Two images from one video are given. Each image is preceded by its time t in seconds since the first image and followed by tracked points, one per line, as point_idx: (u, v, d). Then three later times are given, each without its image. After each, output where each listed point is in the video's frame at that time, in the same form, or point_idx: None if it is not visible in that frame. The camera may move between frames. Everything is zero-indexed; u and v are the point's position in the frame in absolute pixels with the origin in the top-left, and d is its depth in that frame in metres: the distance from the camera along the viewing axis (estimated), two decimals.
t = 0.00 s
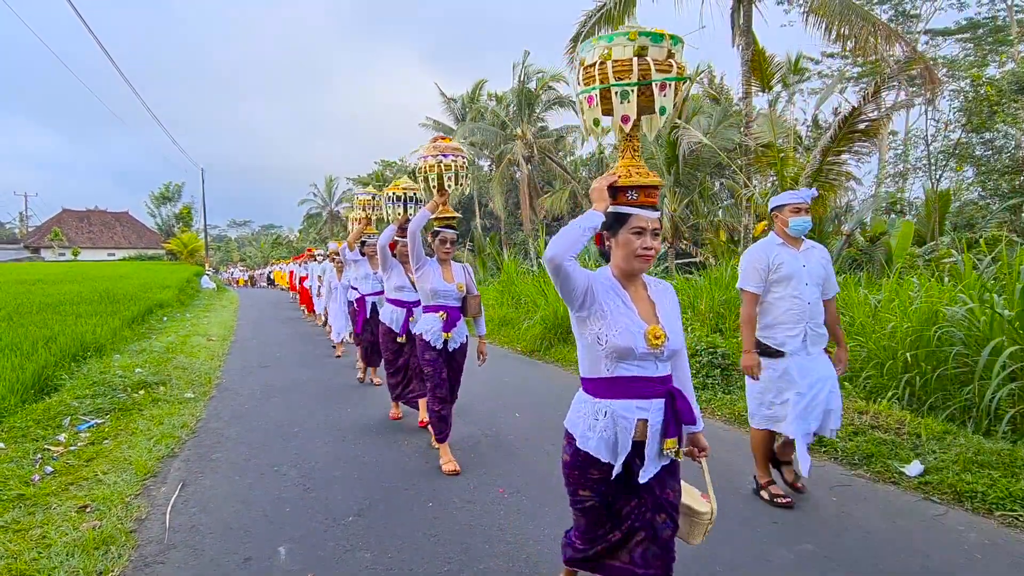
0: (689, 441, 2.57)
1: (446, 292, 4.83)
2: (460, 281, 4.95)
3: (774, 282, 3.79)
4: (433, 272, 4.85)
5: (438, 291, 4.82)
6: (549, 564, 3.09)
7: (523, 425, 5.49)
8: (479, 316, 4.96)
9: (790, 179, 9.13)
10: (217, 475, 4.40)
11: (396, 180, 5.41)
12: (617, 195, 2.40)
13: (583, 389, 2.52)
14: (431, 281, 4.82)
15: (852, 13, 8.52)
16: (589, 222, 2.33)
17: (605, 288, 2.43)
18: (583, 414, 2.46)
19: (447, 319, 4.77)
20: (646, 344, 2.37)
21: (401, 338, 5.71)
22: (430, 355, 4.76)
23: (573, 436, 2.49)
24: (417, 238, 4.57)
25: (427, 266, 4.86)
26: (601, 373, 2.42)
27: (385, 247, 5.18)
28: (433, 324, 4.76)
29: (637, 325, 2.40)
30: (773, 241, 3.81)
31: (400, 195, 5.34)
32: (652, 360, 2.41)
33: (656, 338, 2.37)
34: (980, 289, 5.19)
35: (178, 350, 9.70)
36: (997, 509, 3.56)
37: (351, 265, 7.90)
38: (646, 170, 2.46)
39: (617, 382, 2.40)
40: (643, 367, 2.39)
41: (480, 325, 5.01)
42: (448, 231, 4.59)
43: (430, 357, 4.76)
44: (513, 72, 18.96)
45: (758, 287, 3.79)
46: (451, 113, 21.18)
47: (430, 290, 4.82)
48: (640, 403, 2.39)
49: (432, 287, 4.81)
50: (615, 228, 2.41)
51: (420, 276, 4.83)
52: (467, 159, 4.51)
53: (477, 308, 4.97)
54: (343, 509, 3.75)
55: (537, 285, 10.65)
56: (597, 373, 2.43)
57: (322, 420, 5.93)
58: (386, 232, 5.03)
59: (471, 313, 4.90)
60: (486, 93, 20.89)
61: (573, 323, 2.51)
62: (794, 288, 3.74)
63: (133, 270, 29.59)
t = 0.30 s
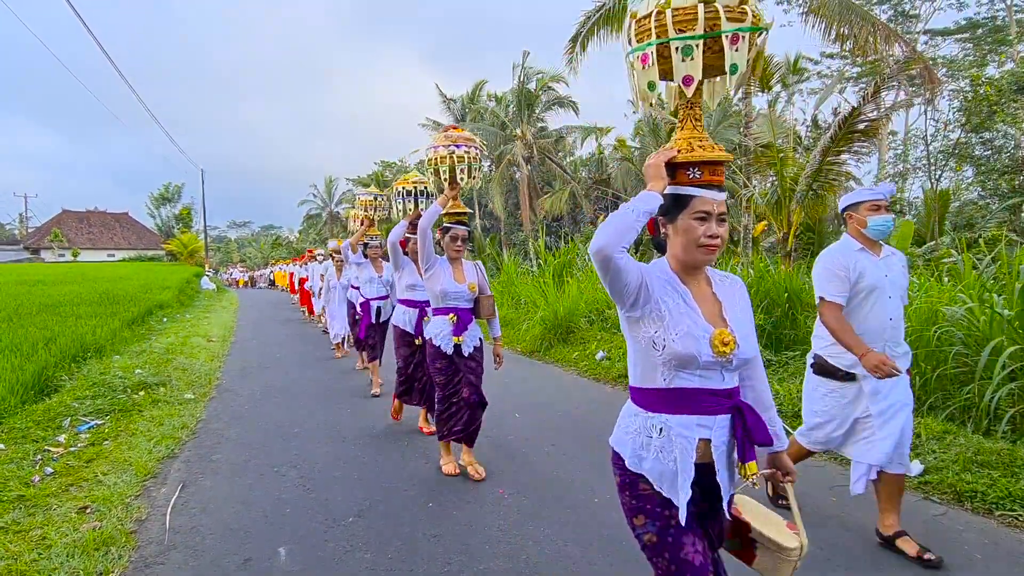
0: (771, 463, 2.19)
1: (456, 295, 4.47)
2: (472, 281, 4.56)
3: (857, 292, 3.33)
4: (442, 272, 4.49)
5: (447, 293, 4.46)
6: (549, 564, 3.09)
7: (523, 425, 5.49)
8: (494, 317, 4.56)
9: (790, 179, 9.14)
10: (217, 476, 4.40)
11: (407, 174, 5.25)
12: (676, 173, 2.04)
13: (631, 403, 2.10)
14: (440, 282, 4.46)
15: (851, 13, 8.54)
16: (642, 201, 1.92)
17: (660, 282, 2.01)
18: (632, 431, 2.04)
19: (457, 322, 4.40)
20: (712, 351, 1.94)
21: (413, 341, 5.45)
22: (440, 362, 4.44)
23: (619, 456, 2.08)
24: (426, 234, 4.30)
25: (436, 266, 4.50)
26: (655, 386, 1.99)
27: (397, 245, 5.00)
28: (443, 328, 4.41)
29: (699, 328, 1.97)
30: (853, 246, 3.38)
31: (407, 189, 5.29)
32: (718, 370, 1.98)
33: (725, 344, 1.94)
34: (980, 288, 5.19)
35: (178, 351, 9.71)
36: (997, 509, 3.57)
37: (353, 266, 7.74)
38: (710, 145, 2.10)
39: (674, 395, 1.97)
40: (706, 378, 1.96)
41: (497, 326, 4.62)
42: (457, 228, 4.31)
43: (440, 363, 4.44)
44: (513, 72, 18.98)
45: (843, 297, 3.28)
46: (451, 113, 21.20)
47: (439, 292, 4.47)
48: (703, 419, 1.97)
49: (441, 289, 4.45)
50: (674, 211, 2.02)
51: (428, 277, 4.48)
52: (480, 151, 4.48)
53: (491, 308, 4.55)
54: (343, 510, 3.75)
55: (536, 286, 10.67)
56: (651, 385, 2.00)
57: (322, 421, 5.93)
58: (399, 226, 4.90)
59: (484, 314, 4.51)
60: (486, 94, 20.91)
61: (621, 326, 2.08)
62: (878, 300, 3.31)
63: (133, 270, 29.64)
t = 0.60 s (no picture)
0: (885, 509, 1.94)
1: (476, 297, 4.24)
2: (493, 282, 4.33)
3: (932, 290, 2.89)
4: (461, 273, 4.26)
5: (467, 295, 4.23)
6: (550, 563, 3.09)
7: (524, 424, 5.48)
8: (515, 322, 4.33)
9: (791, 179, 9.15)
10: (217, 475, 4.40)
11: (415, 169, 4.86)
12: (758, 156, 1.73)
13: (707, 441, 1.78)
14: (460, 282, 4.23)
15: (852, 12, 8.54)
16: (723, 192, 1.60)
17: (742, 293, 1.70)
18: (709, 478, 1.74)
19: (475, 327, 4.16)
20: (813, 376, 1.64)
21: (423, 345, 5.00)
22: (455, 371, 4.21)
23: (692, 508, 1.78)
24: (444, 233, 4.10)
25: (456, 266, 4.28)
26: (742, 421, 1.68)
27: (402, 243, 4.90)
28: (461, 332, 4.17)
29: (796, 349, 1.66)
30: (931, 235, 2.92)
31: (415, 185, 4.87)
32: (820, 402, 1.68)
33: (830, 367, 1.64)
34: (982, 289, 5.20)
35: (178, 350, 9.73)
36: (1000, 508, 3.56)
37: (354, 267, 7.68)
38: (798, 122, 1.78)
39: (770, 436, 1.65)
40: (805, 411, 1.66)
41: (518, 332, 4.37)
42: (479, 224, 4.14)
43: (455, 373, 4.21)
44: (513, 71, 18.97)
45: (905, 299, 2.90)
46: (451, 112, 21.19)
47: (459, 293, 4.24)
48: (806, 465, 1.66)
49: (461, 290, 4.22)
50: (754, 205, 1.71)
51: (448, 277, 4.25)
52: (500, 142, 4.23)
53: (512, 314, 4.31)
54: (343, 509, 3.75)
55: (537, 285, 10.66)
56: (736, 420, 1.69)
57: (322, 420, 5.92)
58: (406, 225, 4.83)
59: (504, 319, 4.28)
60: (486, 93, 20.91)
61: (692, 346, 1.76)
62: (966, 296, 2.81)
63: (132, 270, 29.63)
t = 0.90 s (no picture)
0: None
1: (496, 298, 3.96)
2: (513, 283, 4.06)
3: None
4: (479, 273, 4.00)
5: (486, 296, 3.95)
6: (551, 564, 3.08)
7: (524, 425, 5.48)
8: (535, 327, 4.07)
9: (793, 179, 9.17)
10: (217, 475, 4.39)
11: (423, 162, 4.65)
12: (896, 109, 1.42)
13: (803, 482, 1.48)
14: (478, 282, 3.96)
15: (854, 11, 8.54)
16: (856, 167, 1.30)
17: (861, 296, 1.40)
18: (811, 534, 1.44)
19: (495, 332, 3.90)
20: (955, 407, 1.35)
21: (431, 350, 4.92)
22: (472, 371, 3.86)
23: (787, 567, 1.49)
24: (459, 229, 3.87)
25: (473, 265, 4.01)
26: (853, 460, 1.38)
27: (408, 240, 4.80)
28: (479, 336, 3.90)
29: (935, 369, 1.36)
30: None
31: (424, 180, 4.65)
32: (957, 441, 1.39)
33: (978, 397, 1.35)
34: (984, 289, 5.21)
35: (179, 349, 9.74)
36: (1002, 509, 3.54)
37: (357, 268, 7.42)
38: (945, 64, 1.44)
39: (891, 483, 1.36)
40: (939, 450, 1.37)
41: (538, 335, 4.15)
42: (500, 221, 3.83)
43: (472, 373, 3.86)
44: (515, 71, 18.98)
45: None
46: (453, 112, 21.21)
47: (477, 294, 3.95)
48: (937, 523, 1.36)
49: (479, 290, 3.94)
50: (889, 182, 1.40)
51: (465, 275, 4.00)
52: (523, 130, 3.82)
53: (532, 317, 4.06)
54: (344, 509, 3.75)
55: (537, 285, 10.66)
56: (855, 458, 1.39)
57: (323, 420, 5.91)
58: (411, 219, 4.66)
59: (524, 323, 4.02)
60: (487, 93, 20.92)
61: (791, 358, 1.46)
62: None
63: (134, 269, 29.70)
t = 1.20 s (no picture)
0: None
1: (513, 302, 3.60)
2: (531, 285, 3.69)
3: None
4: (495, 274, 3.62)
5: (504, 300, 3.58)
6: (547, 564, 3.09)
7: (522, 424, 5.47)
8: (555, 334, 3.71)
9: (792, 179, 9.20)
10: (215, 474, 4.39)
11: (431, 154, 4.10)
12: None
13: None
14: (493, 284, 3.59)
15: (855, 11, 8.54)
16: None
17: None
18: None
19: (514, 339, 3.56)
20: None
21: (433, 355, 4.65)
22: (489, 387, 3.55)
23: None
24: (472, 227, 3.51)
25: (488, 265, 3.64)
26: None
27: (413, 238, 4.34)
28: (496, 344, 3.56)
29: None
30: None
31: (432, 174, 4.07)
32: None
33: None
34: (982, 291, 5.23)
35: (177, 347, 9.74)
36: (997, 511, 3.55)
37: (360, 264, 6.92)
38: None
39: None
40: None
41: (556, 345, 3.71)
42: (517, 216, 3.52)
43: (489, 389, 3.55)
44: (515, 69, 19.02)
45: None
46: (453, 110, 21.22)
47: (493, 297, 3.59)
48: None
49: (495, 294, 3.58)
50: None
51: (480, 277, 3.62)
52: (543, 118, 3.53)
53: (552, 322, 3.70)
54: (340, 508, 3.75)
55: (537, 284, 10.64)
56: None
57: (321, 419, 5.91)
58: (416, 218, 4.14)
59: (543, 329, 3.67)
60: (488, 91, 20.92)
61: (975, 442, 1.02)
62: None
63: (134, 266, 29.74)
